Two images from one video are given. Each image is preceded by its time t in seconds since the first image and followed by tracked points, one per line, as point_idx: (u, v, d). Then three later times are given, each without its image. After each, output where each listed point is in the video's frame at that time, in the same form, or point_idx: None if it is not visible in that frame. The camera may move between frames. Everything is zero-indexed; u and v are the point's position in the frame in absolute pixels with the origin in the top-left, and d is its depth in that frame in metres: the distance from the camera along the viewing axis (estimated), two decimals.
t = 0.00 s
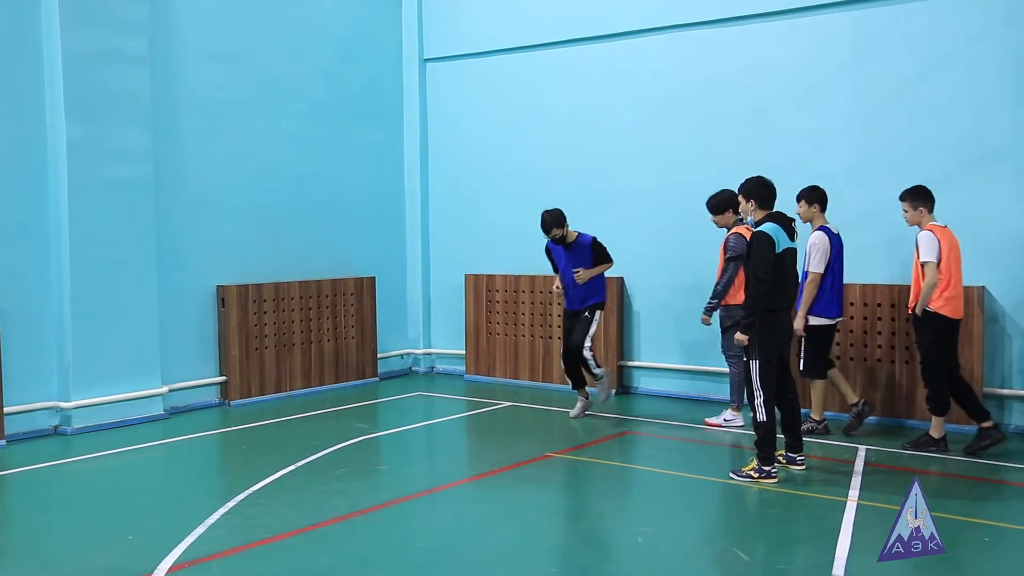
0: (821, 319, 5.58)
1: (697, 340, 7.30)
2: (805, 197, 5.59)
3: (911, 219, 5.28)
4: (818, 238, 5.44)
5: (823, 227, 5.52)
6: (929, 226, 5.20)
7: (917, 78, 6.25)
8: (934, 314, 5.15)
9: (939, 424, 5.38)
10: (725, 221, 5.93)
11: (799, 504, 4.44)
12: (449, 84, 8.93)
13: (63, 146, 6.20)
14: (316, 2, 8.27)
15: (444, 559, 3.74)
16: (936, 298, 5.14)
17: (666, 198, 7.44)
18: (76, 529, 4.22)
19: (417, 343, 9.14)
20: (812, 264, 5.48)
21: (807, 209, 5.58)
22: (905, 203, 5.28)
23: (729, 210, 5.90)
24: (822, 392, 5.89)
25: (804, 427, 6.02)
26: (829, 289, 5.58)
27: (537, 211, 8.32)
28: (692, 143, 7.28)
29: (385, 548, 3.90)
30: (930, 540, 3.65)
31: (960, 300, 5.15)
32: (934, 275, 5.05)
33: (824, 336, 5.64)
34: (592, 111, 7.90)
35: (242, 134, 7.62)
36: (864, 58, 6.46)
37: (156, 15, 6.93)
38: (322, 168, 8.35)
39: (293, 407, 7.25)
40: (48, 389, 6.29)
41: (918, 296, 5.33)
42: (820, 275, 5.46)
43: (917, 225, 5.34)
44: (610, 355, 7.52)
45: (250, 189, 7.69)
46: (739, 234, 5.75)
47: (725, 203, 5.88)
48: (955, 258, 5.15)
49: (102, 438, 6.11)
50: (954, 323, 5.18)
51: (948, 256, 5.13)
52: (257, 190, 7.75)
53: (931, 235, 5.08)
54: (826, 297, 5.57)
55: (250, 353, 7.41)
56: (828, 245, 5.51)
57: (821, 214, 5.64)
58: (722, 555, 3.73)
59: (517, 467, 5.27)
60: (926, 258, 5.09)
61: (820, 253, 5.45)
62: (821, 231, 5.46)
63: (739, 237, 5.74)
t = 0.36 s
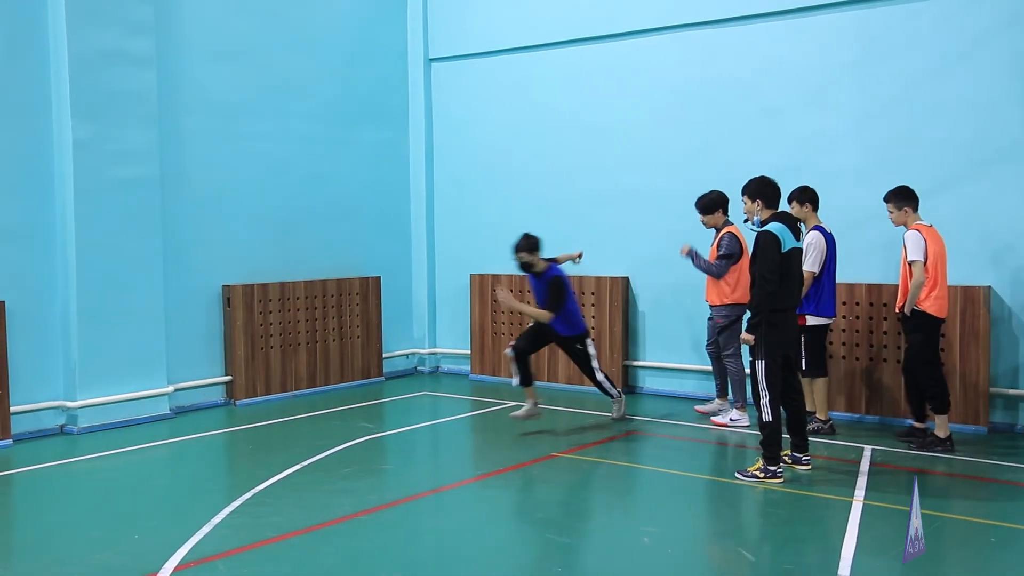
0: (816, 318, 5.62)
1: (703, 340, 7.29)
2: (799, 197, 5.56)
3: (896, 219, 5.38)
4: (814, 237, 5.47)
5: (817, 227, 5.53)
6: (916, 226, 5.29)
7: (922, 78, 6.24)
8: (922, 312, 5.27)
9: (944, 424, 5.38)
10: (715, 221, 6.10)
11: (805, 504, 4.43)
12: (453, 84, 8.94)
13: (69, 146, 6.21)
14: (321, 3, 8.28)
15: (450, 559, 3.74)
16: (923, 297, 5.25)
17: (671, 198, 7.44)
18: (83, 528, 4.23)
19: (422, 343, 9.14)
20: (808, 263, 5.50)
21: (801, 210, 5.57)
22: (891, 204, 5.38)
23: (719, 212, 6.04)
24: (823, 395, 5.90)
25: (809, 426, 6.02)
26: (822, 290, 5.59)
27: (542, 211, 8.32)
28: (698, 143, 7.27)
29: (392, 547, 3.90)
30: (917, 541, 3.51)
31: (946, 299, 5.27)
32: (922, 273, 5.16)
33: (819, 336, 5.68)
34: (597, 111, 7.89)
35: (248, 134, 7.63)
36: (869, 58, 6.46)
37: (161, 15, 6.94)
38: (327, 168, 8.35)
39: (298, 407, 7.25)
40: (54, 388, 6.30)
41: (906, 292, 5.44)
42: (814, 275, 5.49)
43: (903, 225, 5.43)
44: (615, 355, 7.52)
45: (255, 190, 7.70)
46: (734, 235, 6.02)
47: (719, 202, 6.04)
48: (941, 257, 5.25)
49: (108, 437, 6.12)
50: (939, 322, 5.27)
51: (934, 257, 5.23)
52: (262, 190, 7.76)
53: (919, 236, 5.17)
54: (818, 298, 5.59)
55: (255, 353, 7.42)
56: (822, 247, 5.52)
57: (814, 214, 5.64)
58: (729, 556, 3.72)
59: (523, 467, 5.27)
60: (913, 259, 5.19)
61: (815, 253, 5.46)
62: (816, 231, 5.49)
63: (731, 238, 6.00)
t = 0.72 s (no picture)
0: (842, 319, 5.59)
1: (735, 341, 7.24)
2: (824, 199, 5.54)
3: (910, 218, 5.36)
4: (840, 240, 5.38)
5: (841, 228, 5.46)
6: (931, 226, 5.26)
7: (959, 75, 6.14)
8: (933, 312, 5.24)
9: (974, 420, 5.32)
10: (717, 223, 6.10)
11: (839, 506, 4.38)
12: (485, 85, 8.94)
13: (106, 148, 6.29)
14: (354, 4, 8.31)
15: (480, 559, 3.74)
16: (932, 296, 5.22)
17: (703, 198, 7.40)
18: (117, 525, 4.28)
19: (453, 343, 9.16)
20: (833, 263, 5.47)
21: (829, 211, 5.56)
22: (905, 203, 5.36)
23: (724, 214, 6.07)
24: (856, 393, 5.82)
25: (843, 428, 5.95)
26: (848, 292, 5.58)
27: (573, 211, 8.30)
28: (731, 141, 7.23)
29: (423, 547, 3.90)
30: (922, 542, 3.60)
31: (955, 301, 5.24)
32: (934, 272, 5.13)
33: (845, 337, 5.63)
34: (629, 111, 7.87)
35: (280, 135, 7.68)
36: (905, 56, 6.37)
37: (196, 17, 7.00)
38: (359, 168, 8.39)
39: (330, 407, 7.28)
40: (90, 387, 6.38)
41: (919, 291, 5.44)
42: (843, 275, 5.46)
43: (915, 225, 5.43)
44: (646, 355, 7.49)
45: (287, 190, 7.75)
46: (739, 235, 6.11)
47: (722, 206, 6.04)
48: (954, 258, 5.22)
49: (143, 436, 6.19)
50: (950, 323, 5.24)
51: (946, 256, 5.22)
52: (295, 191, 7.81)
53: (933, 235, 5.14)
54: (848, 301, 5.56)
55: (288, 353, 7.46)
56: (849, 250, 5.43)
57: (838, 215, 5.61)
58: (761, 558, 3.69)
59: (554, 468, 5.26)
60: (927, 257, 5.16)
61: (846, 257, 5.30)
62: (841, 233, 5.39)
63: (741, 237, 6.07)
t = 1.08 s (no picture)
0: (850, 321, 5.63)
1: (762, 342, 7.20)
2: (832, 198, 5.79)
3: (921, 217, 5.42)
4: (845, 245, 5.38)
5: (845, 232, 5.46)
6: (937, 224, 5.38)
7: (991, 73, 6.06)
8: (937, 308, 5.39)
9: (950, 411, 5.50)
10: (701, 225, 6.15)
11: (867, 508, 4.34)
12: (511, 85, 8.94)
13: (136, 148, 6.35)
14: (380, 5, 8.34)
15: (506, 558, 3.75)
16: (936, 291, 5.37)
17: (731, 198, 7.35)
18: (146, 522, 4.32)
19: (479, 343, 9.17)
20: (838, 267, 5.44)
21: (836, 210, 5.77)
22: (916, 201, 5.44)
23: (708, 217, 6.15)
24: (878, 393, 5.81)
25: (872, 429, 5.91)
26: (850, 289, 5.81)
27: (598, 211, 8.29)
28: (758, 140, 7.18)
29: (449, 546, 3.91)
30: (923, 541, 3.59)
31: (961, 298, 5.38)
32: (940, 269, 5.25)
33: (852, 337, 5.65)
34: (654, 111, 7.84)
35: (307, 136, 7.72)
36: (935, 54, 6.30)
37: (223, 18, 7.05)
38: (386, 168, 8.42)
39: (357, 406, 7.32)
40: (120, 385, 6.45)
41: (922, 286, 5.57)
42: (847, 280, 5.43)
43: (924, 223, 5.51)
44: (672, 355, 7.46)
45: (314, 190, 7.79)
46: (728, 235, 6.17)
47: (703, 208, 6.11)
48: (961, 254, 5.36)
49: (172, 434, 6.24)
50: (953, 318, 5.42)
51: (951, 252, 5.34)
52: (322, 191, 7.85)
53: (940, 234, 5.26)
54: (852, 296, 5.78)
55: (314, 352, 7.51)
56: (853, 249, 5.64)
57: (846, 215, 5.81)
58: (789, 560, 3.67)
59: (579, 468, 5.26)
60: (932, 254, 5.28)
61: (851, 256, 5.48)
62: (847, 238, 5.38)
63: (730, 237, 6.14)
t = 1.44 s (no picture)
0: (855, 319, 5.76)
1: (800, 344, 7.13)
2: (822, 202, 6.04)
3: (941, 219, 5.48)
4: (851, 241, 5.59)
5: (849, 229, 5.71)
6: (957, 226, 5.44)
7: None
8: (957, 310, 5.41)
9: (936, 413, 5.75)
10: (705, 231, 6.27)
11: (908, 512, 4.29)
12: (547, 85, 8.93)
13: (175, 150, 6.43)
14: (416, 6, 8.37)
15: (541, 559, 3.75)
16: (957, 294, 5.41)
17: (768, 197, 7.29)
18: (186, 519, 4.37)
19: (514, 343, 9.17)
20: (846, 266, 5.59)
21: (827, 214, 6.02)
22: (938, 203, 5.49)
23: (711, 225, 6.26)
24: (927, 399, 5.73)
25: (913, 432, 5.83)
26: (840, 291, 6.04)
27: (634, 211, 8.26)
28: (796, 140, 7.12)
29: (485, 546, 3.92)
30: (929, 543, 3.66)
31: (986, 299, 5.40)
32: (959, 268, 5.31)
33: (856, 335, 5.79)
34: (691, 110, 7.80)
35: (344, 137, 7.77)
36: (978, 52, 6.21)
37: (261, 21, 7.12)
38: (422, 169, 8.45)
39: (393, 406, 7.35)
40: (160, 384, 6.53)
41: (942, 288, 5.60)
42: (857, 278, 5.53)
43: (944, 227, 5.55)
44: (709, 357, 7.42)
45: (351, 191, 7.84)
46: (730, 243, 6.34)
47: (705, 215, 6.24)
48: (982, 258, 5.41)
49: (210, 433, 6.31)
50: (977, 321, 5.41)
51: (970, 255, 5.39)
52: (358, 191, 7.90)
53: (958, 235, 5.33)
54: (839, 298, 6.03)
55: (351, 352, 7.55)
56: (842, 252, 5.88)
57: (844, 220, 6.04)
58: (827, 564, 3.63)
59: (614, 469, 5.24)
60: (951, 256, 5.34)
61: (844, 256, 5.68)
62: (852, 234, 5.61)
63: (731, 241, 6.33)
